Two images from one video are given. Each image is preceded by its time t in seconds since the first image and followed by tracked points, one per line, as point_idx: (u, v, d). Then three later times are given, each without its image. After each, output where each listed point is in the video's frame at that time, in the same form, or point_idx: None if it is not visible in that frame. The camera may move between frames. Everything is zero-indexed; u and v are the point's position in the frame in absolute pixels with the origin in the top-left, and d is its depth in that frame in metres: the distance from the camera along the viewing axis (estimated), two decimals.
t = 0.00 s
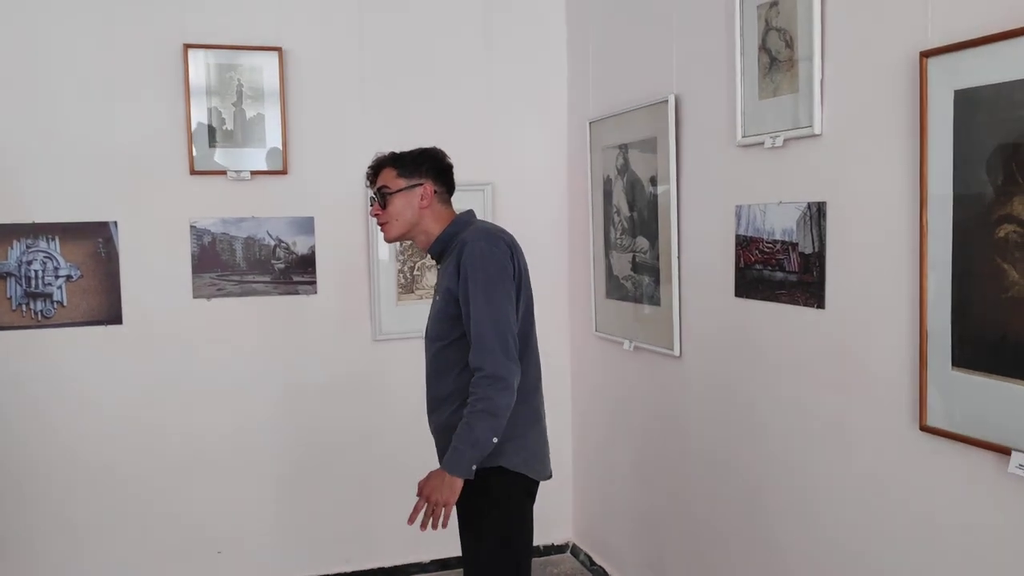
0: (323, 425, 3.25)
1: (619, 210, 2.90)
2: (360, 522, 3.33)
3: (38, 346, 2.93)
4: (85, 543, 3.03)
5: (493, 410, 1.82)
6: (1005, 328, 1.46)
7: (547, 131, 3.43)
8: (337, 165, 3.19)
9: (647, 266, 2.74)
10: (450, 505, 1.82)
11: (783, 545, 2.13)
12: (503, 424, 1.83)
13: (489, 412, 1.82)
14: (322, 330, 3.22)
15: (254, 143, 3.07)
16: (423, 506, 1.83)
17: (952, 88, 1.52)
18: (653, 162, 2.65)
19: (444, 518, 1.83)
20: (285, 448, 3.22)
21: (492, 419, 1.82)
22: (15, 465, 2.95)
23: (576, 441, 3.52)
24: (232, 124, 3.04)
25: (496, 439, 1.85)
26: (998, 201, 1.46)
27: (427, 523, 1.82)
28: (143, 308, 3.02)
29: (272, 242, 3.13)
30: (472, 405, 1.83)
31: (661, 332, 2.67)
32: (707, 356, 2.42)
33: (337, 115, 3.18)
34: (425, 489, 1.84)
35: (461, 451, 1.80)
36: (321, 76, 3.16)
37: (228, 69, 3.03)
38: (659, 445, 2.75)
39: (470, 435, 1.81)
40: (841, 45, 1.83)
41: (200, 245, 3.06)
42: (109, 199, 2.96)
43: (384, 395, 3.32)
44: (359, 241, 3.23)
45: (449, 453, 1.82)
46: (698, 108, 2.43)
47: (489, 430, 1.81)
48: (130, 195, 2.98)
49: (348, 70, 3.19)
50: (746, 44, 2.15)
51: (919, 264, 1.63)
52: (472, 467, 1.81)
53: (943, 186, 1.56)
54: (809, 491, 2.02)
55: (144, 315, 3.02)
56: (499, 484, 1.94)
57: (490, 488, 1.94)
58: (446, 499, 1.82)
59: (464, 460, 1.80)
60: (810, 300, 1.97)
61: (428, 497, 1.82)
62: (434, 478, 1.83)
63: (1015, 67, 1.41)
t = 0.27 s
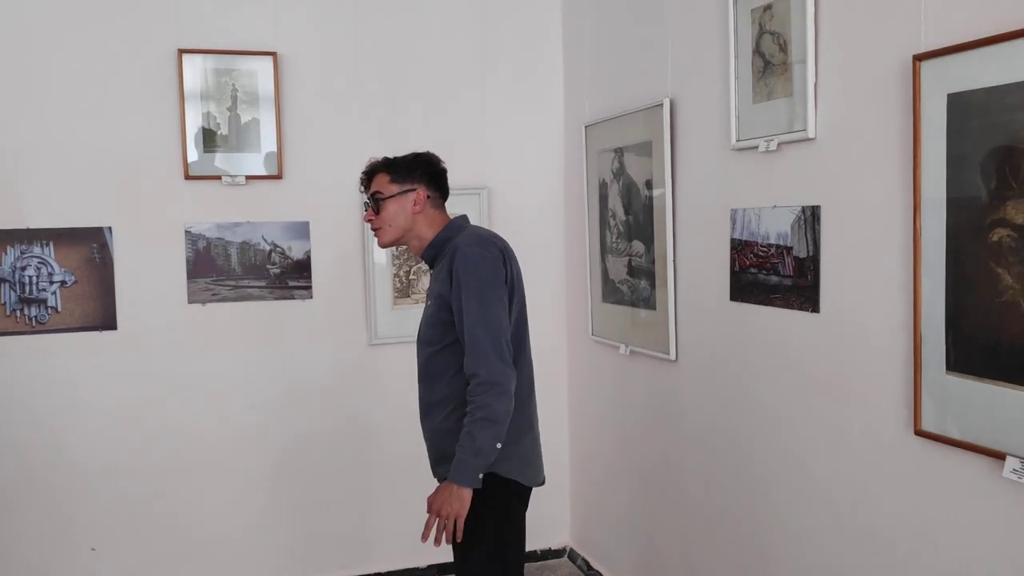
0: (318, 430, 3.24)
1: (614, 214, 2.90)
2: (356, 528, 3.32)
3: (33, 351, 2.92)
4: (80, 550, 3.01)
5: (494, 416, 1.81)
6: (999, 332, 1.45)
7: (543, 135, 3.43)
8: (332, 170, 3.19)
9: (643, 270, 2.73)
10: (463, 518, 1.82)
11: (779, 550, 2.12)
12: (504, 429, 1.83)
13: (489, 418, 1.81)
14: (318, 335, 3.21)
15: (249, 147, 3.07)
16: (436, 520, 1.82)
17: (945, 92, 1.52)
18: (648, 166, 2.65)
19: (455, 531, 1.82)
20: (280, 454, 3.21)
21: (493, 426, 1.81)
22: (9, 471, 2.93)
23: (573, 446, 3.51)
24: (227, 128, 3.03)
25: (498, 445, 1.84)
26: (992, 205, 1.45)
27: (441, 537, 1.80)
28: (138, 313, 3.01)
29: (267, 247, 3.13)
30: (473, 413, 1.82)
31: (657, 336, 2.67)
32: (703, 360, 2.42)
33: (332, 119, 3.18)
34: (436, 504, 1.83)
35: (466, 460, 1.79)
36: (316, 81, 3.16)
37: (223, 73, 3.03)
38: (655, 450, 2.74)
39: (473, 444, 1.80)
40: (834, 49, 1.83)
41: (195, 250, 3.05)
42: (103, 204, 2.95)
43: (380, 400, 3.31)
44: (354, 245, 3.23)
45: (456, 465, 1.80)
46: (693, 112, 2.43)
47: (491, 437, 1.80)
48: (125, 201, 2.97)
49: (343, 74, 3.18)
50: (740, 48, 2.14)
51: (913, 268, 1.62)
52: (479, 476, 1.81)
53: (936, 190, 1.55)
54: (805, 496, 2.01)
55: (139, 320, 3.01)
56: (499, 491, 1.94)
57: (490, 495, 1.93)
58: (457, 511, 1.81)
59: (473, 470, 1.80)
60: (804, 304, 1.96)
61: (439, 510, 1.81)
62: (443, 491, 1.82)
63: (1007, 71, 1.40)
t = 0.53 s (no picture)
0: (314, 432, 3.24)
1: (609, 215, 2.90)
2: (351, 529, 3.31)
3: (28, 353, 2.92)
4: (75, 552, 3.00)
5: (482, 417, 1.81)
6: (989, 332, 1.45)
7: (539, 135, 3.42)
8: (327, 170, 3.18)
9: (637, 271, 2.73)
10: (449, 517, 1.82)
11: (772, 550, 2.12)
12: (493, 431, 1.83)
13: (477, 419, 1.81)
14: (313, 337, 3.21)
15: (244, 149, 3.06)
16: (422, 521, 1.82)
17: (935, 92, 1.52)
18: (643, 166, 2.65)
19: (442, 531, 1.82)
20: (276, 455, 3.20)
21: (481, 426, 1.81)
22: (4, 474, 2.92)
23: (568, 447, 3.50)
24: (222, 130, 3.03)
25: (486, 446, 1.84)
26: (982, 205, 1.45)
27: (427, 538, 1.80)
28: (133, 315, 3.01)
29: (262, 248, 3.12)
30: (462, 413, 1.82)
31: (652, 336, 2.66)
32: (696, 361, 2.42)
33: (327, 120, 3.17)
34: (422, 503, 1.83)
35: (454, 460, 1.80)
36: (311, 82, 3.15)
37: (218, 74, 3.03)
38: (650, 450, 2.74)
39: (462, 445, 1.80)
40: (826, 49, 1.83)
41: (190, 252, 3.05)
42: (98, 206, 2.95)
43: (375, 401, 3.31)
44: (350, 246, 3.22)
45: (443, 464, 1.80)
46: (686, 112, 2.43)
47: (480, 437, 1.81)
48: (120, 202, 2.97)
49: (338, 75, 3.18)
50: (733, 48, 2.14)
51: (904, 268, 1.62)
52: (466, 476, 1.81)
53: (926, 190, 1.55)
54: (797, 497, 2.01)
55: (134, 322, 3.01)
56: (487, 492, 1.94)
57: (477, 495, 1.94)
58: (444, 512, 1.81)
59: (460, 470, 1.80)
60: (796, 305, 1.96)
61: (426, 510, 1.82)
62: (430, 492, 1.82)
63: (997, 70, 1.40)
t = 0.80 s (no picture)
0: (310, 431, 3.24)
1: (604, 214, 2.89)
2: (348, 528, 3.31)
3: (23, 353, 2.91)
4: (71, 552, 3.00)
5: (461, 422, 1.81)
6: (981, 331, 1.45)
7: (535, 134, 3.42)
8: (322, 170, 3.18)
9: (632, 270, 2.73)
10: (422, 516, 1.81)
11: (767, 549, 2.12)
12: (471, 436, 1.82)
13: (456, 424, 1.80)
14: (309, 336, 3.20)
15: (240, 148, 3.06)
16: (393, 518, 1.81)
17: (927, 90, 1.52)
18: (637, 165, 2.65)
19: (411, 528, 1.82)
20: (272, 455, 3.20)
21: (460, 431, 1.81)
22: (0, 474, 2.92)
23: (565, 446, 3.50)
24: (217, 129, 3.03)
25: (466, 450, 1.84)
26: (974, 203, 1.45)
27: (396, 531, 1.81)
28: (129, 314, 3.00)
29: (258, 248, 3.12)
30: (441, 418, 1.81)
31: (647, 335, 2.66)
32: (691, 360, 2.42)
33: (322, 119, 3.17)
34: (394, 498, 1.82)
35: (429, 466, 1.79)
36: (306, 81, 3.15)
37: (212, 74, 3.02)
38: (646, 449, 2.73)
39: (440, 449, 1.80)
40: (819, 48, 1.82)
41: (185, 251, 3.04)
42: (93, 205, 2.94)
43: (371, 401, 3.30)
44: (345, 246, 3.22)
45: (417, 469, 1.80)
46: (680, 111, 2.43)
47: (458, 443, 1.80)
48: (115, 202, 2.97)
49: (334, 74, 3.18)
50: (726, 46, 2.14)
51: (896, 266, 1.62)
52: (441, 479, 1.81)
53: (918, 188, 1.55)
54: (791, 495, 2.01)
55: (130, 322, 3.00)
56: (465, 492, 1.94)
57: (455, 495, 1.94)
58: (417, 511, 1.81)
59: (433, 474, 1.79)
60: (790, 303, 1.96)
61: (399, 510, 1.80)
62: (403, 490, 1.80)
63: (987, 68, 1.40)
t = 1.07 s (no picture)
0: (307, 430, 3.23)
1: (601, 213, 2.89)
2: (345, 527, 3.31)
3: (20, 353, 2.91)
4: (68, 551, 3.00)
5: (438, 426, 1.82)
6: (975, 328, 1.45)
7: (532, 133, 3.42)
8: (319, 168, 3.17)
9: (629, 269, 2.73)
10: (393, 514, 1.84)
11: (763, 547, 2.12)
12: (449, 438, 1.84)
13: (433, 428, 1.82)
14: (306, 335, 3.20)
15: (237, 147, 3.06)
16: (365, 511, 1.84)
17: (922, 87, 1.51)
18: (634, 164, 2.64)
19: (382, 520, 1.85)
20: (269, 454, 3.20)
21: (436, 436, 1.82)
22: None
23: (562, 445, 3.50)
24: (214, 128, 3.03)
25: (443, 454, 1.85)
26: (968, 201, 1.45)
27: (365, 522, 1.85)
28: (126, 313, 3.00)
29: (255, 246, 3.12)
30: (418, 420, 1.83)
31: (644, 334, 2.66)
32: (688, 358, 2.41)
33: (319, 118, 3.17)
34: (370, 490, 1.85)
35: (401, 464, 1.82)
36: (302, 79, 3.14)
37: (209, 72, 3.02)
38: (642, 447, 2.74)
39: (415, 451, 1.82)
40: (815, 47, 1.82)
41: (182, 250, 3.04)
42: (90, 204, 2.94)
43: (368, 400, 3.30)
44: (342, 244, 3.22)
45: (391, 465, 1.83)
46: (676, 109, 2.43)
47: (433, 446, 1.82)
48: (112, 201, 2.96)
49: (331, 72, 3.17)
50: (722, 44, 2.14)
51: (892, 264, 1.62)
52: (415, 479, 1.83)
53: (913, 186, 1.55)
54: (786, 494, 2.01)
55: (126, 321, 3.00)
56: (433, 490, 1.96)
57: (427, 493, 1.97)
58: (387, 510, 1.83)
59: (405, 473, 1.81)
60: (786, 302, 1.96)
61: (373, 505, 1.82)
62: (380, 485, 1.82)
63: (982, 65, 1.40)
